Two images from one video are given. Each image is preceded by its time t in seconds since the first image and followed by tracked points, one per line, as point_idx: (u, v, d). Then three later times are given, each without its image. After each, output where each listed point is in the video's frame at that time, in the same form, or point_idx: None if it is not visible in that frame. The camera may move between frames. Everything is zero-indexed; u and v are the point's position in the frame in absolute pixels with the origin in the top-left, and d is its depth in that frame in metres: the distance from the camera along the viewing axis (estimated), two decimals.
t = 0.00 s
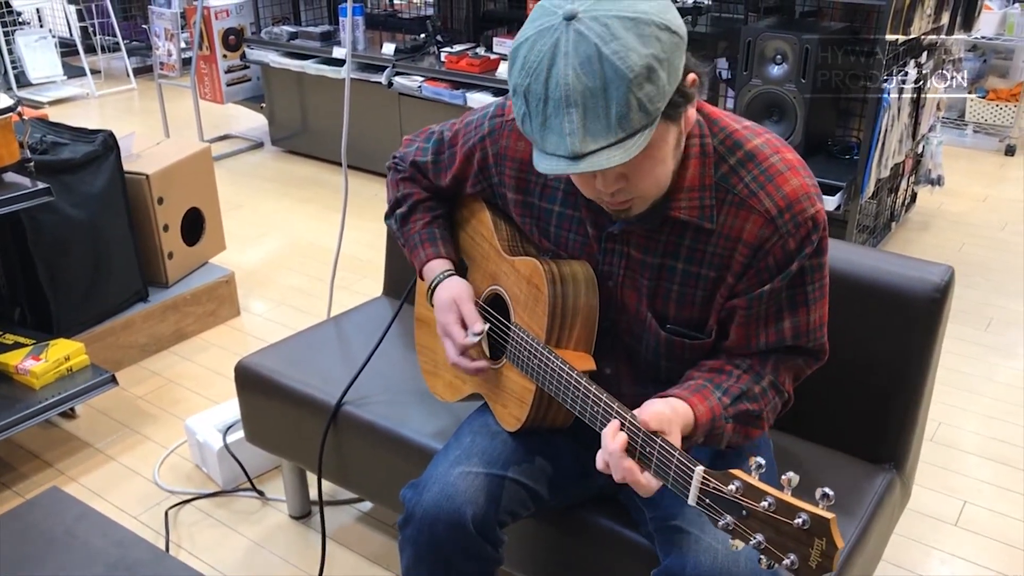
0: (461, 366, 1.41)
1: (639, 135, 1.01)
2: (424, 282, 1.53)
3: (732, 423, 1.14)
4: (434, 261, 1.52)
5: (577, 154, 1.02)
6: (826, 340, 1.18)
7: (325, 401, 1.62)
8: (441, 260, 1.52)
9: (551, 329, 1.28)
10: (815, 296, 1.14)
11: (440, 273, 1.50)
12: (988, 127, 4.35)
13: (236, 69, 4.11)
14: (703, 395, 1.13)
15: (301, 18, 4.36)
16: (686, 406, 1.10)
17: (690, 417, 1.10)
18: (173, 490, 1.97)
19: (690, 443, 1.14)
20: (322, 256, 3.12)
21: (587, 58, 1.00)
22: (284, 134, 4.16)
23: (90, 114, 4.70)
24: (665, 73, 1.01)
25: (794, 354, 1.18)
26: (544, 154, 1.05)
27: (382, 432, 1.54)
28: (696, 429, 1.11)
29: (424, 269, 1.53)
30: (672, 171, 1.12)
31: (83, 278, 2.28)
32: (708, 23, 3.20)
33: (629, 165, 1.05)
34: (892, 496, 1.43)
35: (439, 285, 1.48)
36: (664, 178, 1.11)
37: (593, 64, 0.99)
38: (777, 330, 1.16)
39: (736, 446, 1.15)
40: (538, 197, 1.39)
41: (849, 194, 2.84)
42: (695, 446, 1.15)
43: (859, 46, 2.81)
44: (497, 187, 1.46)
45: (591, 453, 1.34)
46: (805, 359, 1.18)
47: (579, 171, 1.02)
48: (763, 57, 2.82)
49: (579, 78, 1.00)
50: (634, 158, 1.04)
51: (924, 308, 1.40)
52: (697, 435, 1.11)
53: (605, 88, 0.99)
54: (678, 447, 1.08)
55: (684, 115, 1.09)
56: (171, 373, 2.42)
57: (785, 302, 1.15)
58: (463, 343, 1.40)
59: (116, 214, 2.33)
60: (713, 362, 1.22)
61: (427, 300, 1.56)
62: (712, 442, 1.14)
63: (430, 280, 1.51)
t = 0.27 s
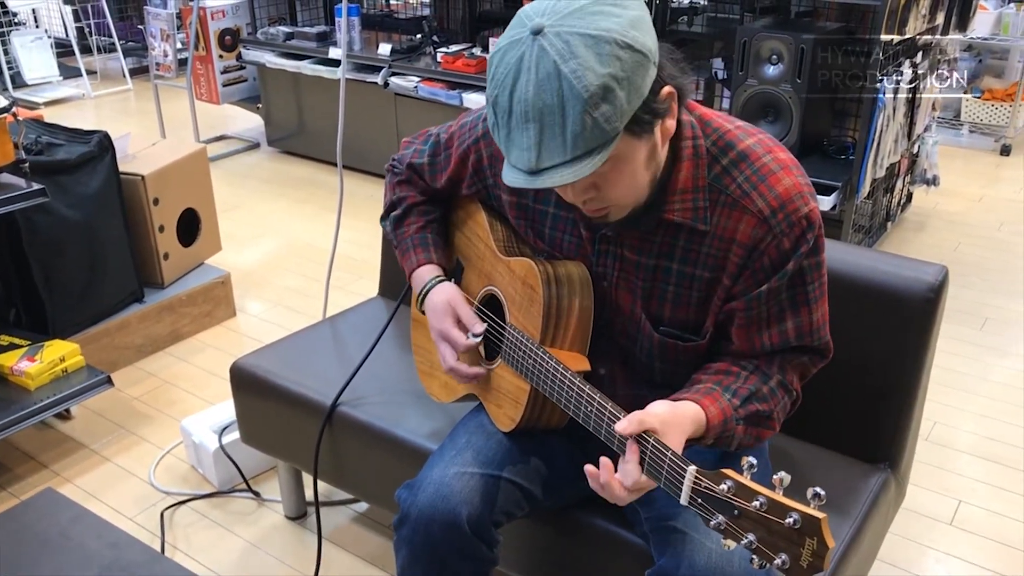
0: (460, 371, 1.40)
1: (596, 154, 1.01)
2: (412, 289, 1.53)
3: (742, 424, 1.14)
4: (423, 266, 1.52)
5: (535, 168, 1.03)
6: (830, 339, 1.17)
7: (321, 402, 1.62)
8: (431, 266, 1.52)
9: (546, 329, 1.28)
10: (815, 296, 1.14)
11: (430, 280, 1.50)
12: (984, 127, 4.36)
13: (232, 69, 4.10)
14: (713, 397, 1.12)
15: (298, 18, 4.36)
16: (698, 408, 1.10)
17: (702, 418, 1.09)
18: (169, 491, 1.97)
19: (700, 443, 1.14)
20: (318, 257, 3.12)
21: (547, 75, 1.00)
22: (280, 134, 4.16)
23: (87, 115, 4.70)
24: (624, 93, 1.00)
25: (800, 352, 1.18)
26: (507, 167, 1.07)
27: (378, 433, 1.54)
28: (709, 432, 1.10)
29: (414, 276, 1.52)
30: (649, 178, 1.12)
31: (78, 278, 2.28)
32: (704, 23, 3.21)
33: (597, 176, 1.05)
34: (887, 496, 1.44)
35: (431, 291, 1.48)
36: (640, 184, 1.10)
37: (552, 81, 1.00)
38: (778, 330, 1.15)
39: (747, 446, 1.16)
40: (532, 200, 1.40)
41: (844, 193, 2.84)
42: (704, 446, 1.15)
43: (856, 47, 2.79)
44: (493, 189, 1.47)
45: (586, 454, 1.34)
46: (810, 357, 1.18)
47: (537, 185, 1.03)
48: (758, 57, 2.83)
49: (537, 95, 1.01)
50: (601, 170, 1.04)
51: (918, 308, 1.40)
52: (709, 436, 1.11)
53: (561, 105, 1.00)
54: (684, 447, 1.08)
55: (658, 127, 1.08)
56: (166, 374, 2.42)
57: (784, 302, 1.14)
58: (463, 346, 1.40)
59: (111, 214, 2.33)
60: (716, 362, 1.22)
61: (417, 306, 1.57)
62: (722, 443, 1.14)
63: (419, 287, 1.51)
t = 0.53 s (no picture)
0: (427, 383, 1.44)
1: (582, 149, 1.01)
2: (401, 296, 1.54)
3: (733, 421, 1.14)
4: (411, 272, 1.53)
5: (521, 162, 1.03)
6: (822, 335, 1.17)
7: (315, 403, 1.62)
8: (418, 272, 1.52)
9: (540, 329, 1.28)
10: (808, 292, 1.14)
11: (417, 288, 1.50)
12: (979, 126, 4.37)
13: (228, 69, 4.10)
14: (704, 394, 1.12)
15: (293, 18, 4.36)
16: (688, 405, 1.10)
17: (692, 415, 1.09)
18: (164, 492, 1.97)
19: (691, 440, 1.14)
20: (314, 257, 3.12)
21: (534, 69, 1.01)
22: (276, 135, 4.15)
23: (82, 115, 4.69)
24: (611, 88, 1.00)
25: (792, 347, 1.18)
26: (495, 161, 1.07)
27: (373, 433, 1.54)
28: (699, 429, 1.10)
29: (402, 281, 1.53)
30: (638, 176, 1.12)
31: (73, 279, 2.27)
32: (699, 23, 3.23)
33: (584, 170, 1.05)
34: (881, 494, 1.44)
35: (417, 300, 1.49)
36: (628, 182, 1.10)
37: (539, 75, 1.00)
38: (772, 327, 1.15)
39: (738, 443, 1.15)
40: (524, 200, 1.40)
41: (840, 193, 2.85)
42: (695, 444, 1.15)
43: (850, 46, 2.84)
44: (484, 190, 1.47)
45: (581, 453, 1.34)
46: (803, 353, 1.18)
47: (523, 179, 1.03)
48: (753, 58, 2.83)
49: (524, 89, 1.01)
50: (588, 164, 1.04)
51: (911, 306, 1.41)
52: (698, 434, 1.11)
53: (548, 99, 1.00)
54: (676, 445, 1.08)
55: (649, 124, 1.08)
56: (162, 375, 2.41)
57: (778, 298, 1.14)
58: (434, 362, 1.42)
59: (107, 215, 2.33)
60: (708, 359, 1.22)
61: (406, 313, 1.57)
62: (713, 440, 1.14)
63: (406, 294, 1.51)
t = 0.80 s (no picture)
0: (432, 380, 1.42)
1: (537, 179, 1.03)
2: (399, 294, 1.53)
3: (734, 419, 1.14)
4: (410, 271, 1.53)
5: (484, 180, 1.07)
6: (821, 332, 1.18)
7: (312, 403, 1.61)
8: (417, 271, 1.52)
9: (539, 327, 1.28)
10: (807, 289, 1.14)
11: (416, 285, 1.50)
12: (973, 127, 4.38)
13: (224, 70, 4.09)
14: (704, 391, 1.13)
15: (289, 19, 4.35)
16: (688, 402, 1.10)
17: (692, 413, 1.10)
18: (160, 493, 1.96)
19: (691, 438, 1.14)
20: (310, 258, 3.12)
21: (502, 96, 1.02)
22: (272, 136, 4.15)
23: (77, 116, 4.68)
24: (571, 129, 1.00)
25: (792, 345, 1.18)
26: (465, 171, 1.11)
27: (370, 433, 1.54)
28: (699, 427, 1.11)
29: (400, 281, 1.53)
30: (613, 191, 1.13)
31: (69, 280, 2.27)
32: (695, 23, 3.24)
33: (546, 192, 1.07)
34: (878, 494, 1.44)
35: (416, 296, 1.48)
36: (603, 195, 1.12)
37: (504, 103, 1.01)
38: (771, 325, 1.15)
39: (739, 441, 1.16)
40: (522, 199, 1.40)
41: (835, 193, 2.85)
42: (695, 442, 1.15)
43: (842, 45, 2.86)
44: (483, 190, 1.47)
45: (578, 452, 1.34)
46: (802, 350, 1.18)
47: (483, 197, 1.07)
48: (749, 58, 2.84)
49: (490, 114, 1.02)
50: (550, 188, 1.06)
51: (908, 305, 1.41)
52: (699, 431, 1.11)
53: (510, 129, 1.01)
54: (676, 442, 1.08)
55: (622, 152, 1.07)
56: (158, 376, 2.41)
57: (777, 295, 1.14)
58: (437, 354, 1.41)
59: (102, 216, 2.32)
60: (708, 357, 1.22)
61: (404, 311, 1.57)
62: (714, 438, 1.14)
63: (405, 292, 1.51)
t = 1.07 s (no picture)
0: (442, 361, 1.38)
1: (511, 200, 1.06)
2: (400, 286, 1.53)
3: (729, 416, 1.14)
4: (412, 262, 1.52)
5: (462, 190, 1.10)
6: (816, 331, 1.18)
7: (310, 404, 1.62)
8: (418, 263, 1.51)
9: (536, 326, 1.28)
10: (800, 288, 1.14)
11: (418, 275, 1.49)
12: (969, 127, 4.39)
13: (220, 71, 4.08)
14: (699, 389, 1.13)
15: (285, 20, 4.35)
16: (684, 399, 1.10)
17: (688, 409, 1.10)
18: (157, 495, 1.96)
19: (687, 435, 1.14)
20: (307, 259, 3.12)
21: (482, 118, 1.03)
22: (268, 137, 4.15)
23: (73, 117, 4.68)
24: (544, 161, 1.02)
25: (787, 343, 1.18)
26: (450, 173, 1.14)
27: (367, 434, 1.54)
28: (694, 423, 1.10)
29: (402, 274, 1.52)
30: (595, 205, 1.15)
31: (65, 282, 2.27)
32: (692, 24, 3.24)
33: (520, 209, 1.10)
34: (874, 494, 1.45)
35: (419, 286, 1.47)
36: (583, 209, 1.14)
37: (484, 126, 1.03)
38: (765, 324, 1.15)
39: (735, 438, 1.15)
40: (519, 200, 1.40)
41: (832, 193, 2.85)
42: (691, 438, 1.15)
43: (839, 47, 2.91)
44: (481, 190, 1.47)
45: (574, 453, 1.34)
46: (797, 348, 1.18)
47: (461, 208, 1.10)
48: (745, 59, 2.84)
49: (471, 133, 1.04)
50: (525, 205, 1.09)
51: (903, 306, 1.41)
52: (695, 428, 1.11)
53: (487, 150, 1.04)
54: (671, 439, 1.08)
55: (602, 177, 1.09)
56: (155, 377, 2.41)
57: (770, 294, 1.14)
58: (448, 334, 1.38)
59: (98, 217, 2.32)
60: (703, 355, 1.22)
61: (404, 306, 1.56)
62: (710, 435, 1.14)
63: (407, 283, 1.50)
